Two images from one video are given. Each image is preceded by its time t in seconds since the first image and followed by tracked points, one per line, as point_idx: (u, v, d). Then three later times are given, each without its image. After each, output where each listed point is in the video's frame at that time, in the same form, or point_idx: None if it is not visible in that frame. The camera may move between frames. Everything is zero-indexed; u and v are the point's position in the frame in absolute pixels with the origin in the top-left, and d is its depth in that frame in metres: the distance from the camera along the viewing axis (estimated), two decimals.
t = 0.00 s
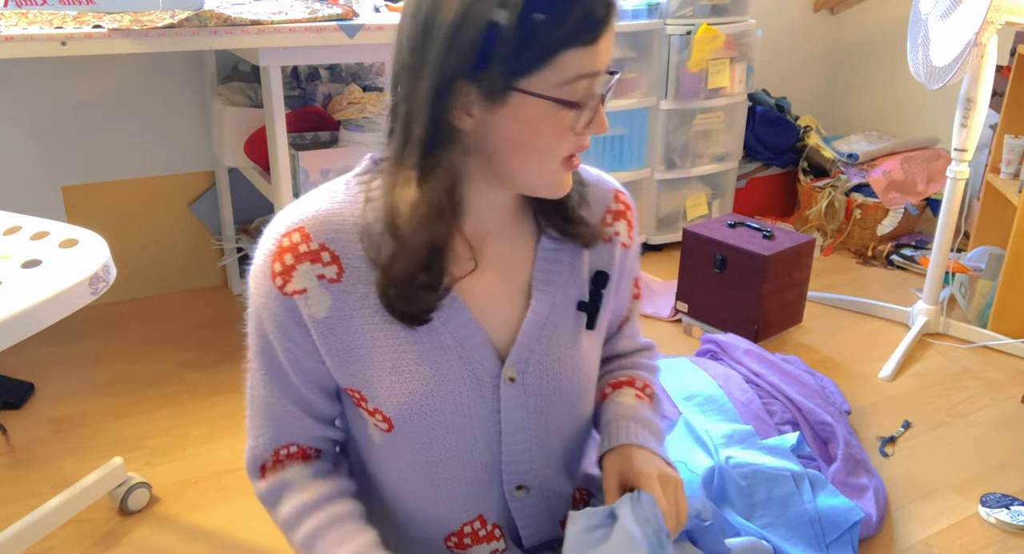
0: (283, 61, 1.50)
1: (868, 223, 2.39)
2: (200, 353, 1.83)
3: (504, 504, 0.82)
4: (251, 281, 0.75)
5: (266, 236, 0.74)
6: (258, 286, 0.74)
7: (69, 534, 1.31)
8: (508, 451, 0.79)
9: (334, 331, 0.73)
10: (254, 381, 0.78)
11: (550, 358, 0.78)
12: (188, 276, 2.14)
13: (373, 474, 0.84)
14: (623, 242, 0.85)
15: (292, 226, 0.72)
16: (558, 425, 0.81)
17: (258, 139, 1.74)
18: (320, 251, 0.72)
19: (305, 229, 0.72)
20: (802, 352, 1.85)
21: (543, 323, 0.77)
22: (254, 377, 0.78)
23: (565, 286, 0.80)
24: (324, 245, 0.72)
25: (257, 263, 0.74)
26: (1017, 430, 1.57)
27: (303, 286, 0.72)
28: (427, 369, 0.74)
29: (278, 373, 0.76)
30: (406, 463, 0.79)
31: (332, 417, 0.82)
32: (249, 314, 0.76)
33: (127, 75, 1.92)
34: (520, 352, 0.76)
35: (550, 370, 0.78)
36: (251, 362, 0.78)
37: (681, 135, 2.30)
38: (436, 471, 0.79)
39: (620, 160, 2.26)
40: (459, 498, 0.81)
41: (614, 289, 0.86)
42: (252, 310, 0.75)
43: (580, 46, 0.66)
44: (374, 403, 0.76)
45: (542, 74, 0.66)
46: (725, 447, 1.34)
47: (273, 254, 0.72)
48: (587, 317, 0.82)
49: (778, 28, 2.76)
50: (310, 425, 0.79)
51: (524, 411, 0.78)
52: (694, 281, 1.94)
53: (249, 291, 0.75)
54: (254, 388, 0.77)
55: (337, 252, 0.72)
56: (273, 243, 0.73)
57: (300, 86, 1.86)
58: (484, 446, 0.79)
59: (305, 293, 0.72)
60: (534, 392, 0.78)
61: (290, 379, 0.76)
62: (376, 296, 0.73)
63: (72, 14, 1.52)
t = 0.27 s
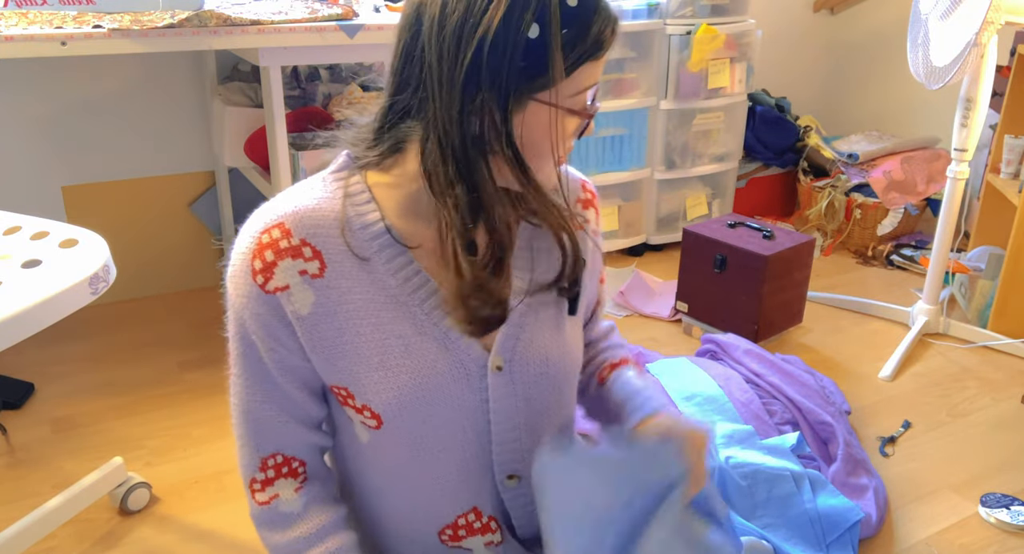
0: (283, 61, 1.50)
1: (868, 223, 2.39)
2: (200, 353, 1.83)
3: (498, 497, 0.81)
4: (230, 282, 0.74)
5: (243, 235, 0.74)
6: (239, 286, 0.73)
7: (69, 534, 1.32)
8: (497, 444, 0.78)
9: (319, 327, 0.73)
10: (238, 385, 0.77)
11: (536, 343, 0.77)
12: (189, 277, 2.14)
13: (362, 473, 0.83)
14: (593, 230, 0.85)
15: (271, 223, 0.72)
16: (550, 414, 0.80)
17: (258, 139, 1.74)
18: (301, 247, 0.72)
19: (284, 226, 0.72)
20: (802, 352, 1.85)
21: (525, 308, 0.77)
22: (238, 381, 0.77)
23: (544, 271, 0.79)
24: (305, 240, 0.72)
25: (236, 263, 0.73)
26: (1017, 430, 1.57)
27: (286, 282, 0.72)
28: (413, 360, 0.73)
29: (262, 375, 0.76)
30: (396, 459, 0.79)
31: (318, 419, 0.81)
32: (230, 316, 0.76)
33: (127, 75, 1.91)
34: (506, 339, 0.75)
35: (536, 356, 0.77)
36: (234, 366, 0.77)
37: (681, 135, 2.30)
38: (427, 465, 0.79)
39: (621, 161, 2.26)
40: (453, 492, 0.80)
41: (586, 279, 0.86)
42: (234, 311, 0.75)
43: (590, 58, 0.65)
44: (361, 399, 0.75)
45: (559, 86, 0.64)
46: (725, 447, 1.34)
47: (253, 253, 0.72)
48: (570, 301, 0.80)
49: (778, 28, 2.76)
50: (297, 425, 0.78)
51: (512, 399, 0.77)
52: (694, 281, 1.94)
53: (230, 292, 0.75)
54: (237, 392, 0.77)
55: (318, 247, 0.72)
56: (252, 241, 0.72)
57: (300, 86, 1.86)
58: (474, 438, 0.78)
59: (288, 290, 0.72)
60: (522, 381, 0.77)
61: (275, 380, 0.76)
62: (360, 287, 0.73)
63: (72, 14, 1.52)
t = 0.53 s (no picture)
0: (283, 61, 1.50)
1: (868, 223, 2.39)
2: (200, 353, 1.83)
3: (494, 490, 0.82)
4: (219, 287, 0.75)
5: (229, 240, 0.74)
6: (227, 291, 0.73)
7: (69, 534, 1.32)
8: (493, 436, 0.79)
9: (307, 329, 0.73)
10: (229, 391, 0.78)
11: (524, 333, 0.78)
12: (189, 277, 2.14)
13: (355, 474, 0.83)
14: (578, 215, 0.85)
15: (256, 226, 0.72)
16: (543, 404, 0.81)
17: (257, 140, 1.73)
18: (286, 250, 0.72)
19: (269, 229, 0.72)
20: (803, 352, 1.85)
21: (512, 299, 0.77)
22: (228, 387, 0.78)
23: (529, 263, 0.79)
24: (290, 243, 0.72)
25: (223, 269, 0.74)
26: (1017, 430, 1.57)
27: (273, 285, 0.72)
28: (402, 358, 0.74)
29: (251, 379, 0.76)
30: (387, 459, 0.79)
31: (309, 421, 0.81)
32: (219, 323, 0.76)
33: (127, 75, 1.91)
34: (495, 331, 0.76)
35: (526, 347, 0.78)
36: (225, 371, 0.78)
37: (681, 135, 2.30)
38: (419, 464, 0.78)
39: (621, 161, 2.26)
40: (447, 489, 0.80)
41: (577, 261, 0.85)
42: (223, 317, 0.75)
43: (539, 51, 0.61)
44: (350, 399, 0.75)
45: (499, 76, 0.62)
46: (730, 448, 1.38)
47: (239, 257, 0.72)
48: (559, 289, 0.80)
49: (778, 28, 2.76)
50: (288, 429, 0.79)
51: (505, 388, 0.78)
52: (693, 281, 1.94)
53: (218, 297, 0.75)
54: (228, 396, 0.77)
55: (304, 249, 0.72)
56: (238, 246, 0.72)
57: (300, 86, 1.87)
58: (467, 434, 0.78)
59: (276, 292, 0.72)
60: (513, 370, 0.78)
61: (266, 384, 0.76)
62: (347, 286, 0.73)
63: (72, 14, 1.52)
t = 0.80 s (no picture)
0: (284, 61, 1.49)
1: (868, 223, 2.39)
2: (200, 353, 1.83)
3: (492, 494, 0.81)
4: (225, 285, 0.76)
5: (237, 238, 0.75)
6: (232, 288, 0.74)
7: (69, 534, 1.32)
8: (491, 437, 0.78)
9: (307, 328, 0.74)
10: (232, 387, 0.78)
11: (525, 340, 0.78)
12: (189, 277, 2.14)
13: (356, 474, 0.83)
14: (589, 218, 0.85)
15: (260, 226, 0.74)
16: (543, 409, 0.81)
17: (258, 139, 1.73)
18: (288, 248, 0.73)
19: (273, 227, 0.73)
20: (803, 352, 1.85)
21: (514, 304, 0.77)
22: (231, 384, 0.79)
23: (533, 268, 0.79)
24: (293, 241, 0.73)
25: (229, 266, 0.75)
26: (1017, 430, 1.57)
27: (274, 283, 0.72)
28: (401, 359, 0.74)
29: (253, 376, 0.77)
30: (386, 460, 0.79)
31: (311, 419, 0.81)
32: (224, 320, 0.77)
33: (127, 75, 1.91)
34: (495, 335, 0.76)
35: (526, 352, 0.78)
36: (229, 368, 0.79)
37: (681, 135, 2.30)
38: (417, 465, 0.78)
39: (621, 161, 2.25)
40: (445, 490, 0.79)
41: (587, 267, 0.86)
42: (228, 314, 0.76)
43: (492, 32, 0.63)
44: (349, 399, 0.75)
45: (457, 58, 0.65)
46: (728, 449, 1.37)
47: (243, 254, 0.73)
48: (561, 295, 0.80)
49: (778, 28, 2.76)
50: (288, 426, 0.79)
51: (503, 394, 0.77)
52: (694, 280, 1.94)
53: (224, 295, 0.76)
54: (231, 391, 0.78)
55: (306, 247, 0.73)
56: (244, 243, 0.74)
57: (300, 86, 1.86)
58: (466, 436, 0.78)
59: (276, 290, 0.72)
60: (513, 376, 0.77)
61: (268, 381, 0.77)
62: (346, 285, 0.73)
63: (72, 14, 1.52)
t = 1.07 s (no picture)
0: (283, 61, 1.50)
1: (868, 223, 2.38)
2: (200, 353, 1.83)
3: (494, 506, 0.81)
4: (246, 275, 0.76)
5: (260, 226, 0.76)
6: (251, 277, 0.75)
7: (69, 534, 1.32)
8: (493, 454, 0.77)
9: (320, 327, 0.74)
10: (246, 377, 0.79)
11: (540, 357, 0.77)
12: (189, 277, 2.14)
13: (363, 474, 0.83)
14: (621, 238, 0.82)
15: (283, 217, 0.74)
16: (552, 427, 0.80)
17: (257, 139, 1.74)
18: (308, 243, 0.73)
19: (296, 221, 0.73)
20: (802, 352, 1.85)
21: (530, 324, 0.76)
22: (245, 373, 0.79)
23: (556, 286, 0.78)
24: (313, 237, 0.73)
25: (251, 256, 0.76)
26: (1017, 430, 1.57)
27: (290, 277, 0.73)
28: (412, 366, 0.73)
29: (267, 367, 0.77)
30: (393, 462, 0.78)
31: (324, 415, 0.82)
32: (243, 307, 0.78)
33: (128, 75, 1.92)
34: (508, 352, 0.75)
35: (539, 370, 0.77)
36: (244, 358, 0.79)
37: (681, 135, 2.30)
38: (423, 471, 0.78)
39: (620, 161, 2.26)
40: (448, 499, 0.80)
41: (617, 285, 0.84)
42: (246, 303, 0.77)
43: (490, 30, 0.62)
44: (359, 400, 0.76)
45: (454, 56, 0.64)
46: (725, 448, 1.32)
47: (263, 244, 0.74)
48: (581, 317, 0.79)
49: (778, 28, 2.76)
50: (298, 422, 0.79)
51: (511, 413, 0.76)
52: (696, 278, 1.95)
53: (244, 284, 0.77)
54: (244, 381, 0.79)
55: (326, 245, 0.73)
56: (265, 234, 0.74)
57: (300, 86, 1.86)
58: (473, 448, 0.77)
59: (292, 284, 0.73)
60: (523, 393, 0.77)
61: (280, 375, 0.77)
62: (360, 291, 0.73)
63: (71, 14, 1.53)
